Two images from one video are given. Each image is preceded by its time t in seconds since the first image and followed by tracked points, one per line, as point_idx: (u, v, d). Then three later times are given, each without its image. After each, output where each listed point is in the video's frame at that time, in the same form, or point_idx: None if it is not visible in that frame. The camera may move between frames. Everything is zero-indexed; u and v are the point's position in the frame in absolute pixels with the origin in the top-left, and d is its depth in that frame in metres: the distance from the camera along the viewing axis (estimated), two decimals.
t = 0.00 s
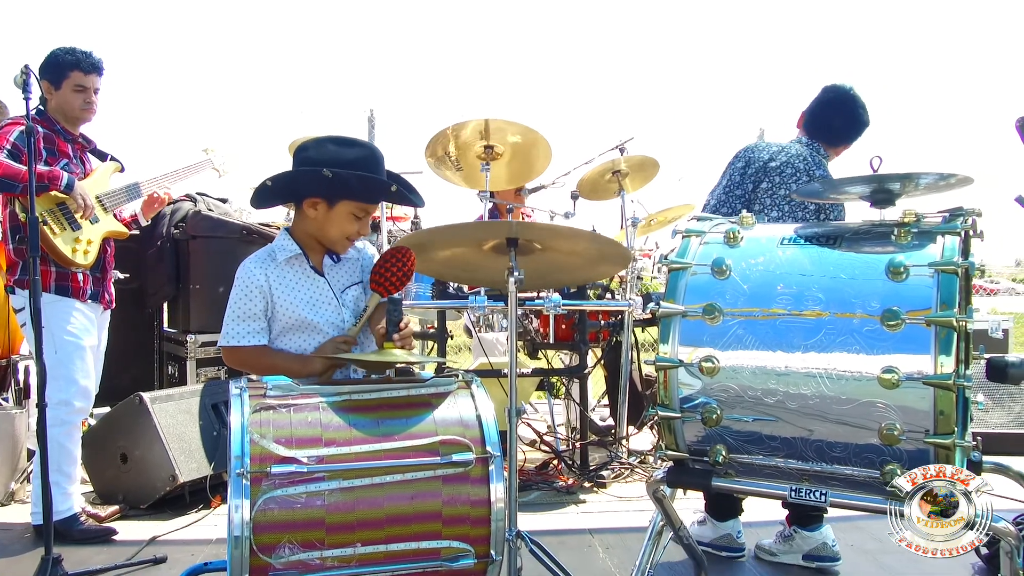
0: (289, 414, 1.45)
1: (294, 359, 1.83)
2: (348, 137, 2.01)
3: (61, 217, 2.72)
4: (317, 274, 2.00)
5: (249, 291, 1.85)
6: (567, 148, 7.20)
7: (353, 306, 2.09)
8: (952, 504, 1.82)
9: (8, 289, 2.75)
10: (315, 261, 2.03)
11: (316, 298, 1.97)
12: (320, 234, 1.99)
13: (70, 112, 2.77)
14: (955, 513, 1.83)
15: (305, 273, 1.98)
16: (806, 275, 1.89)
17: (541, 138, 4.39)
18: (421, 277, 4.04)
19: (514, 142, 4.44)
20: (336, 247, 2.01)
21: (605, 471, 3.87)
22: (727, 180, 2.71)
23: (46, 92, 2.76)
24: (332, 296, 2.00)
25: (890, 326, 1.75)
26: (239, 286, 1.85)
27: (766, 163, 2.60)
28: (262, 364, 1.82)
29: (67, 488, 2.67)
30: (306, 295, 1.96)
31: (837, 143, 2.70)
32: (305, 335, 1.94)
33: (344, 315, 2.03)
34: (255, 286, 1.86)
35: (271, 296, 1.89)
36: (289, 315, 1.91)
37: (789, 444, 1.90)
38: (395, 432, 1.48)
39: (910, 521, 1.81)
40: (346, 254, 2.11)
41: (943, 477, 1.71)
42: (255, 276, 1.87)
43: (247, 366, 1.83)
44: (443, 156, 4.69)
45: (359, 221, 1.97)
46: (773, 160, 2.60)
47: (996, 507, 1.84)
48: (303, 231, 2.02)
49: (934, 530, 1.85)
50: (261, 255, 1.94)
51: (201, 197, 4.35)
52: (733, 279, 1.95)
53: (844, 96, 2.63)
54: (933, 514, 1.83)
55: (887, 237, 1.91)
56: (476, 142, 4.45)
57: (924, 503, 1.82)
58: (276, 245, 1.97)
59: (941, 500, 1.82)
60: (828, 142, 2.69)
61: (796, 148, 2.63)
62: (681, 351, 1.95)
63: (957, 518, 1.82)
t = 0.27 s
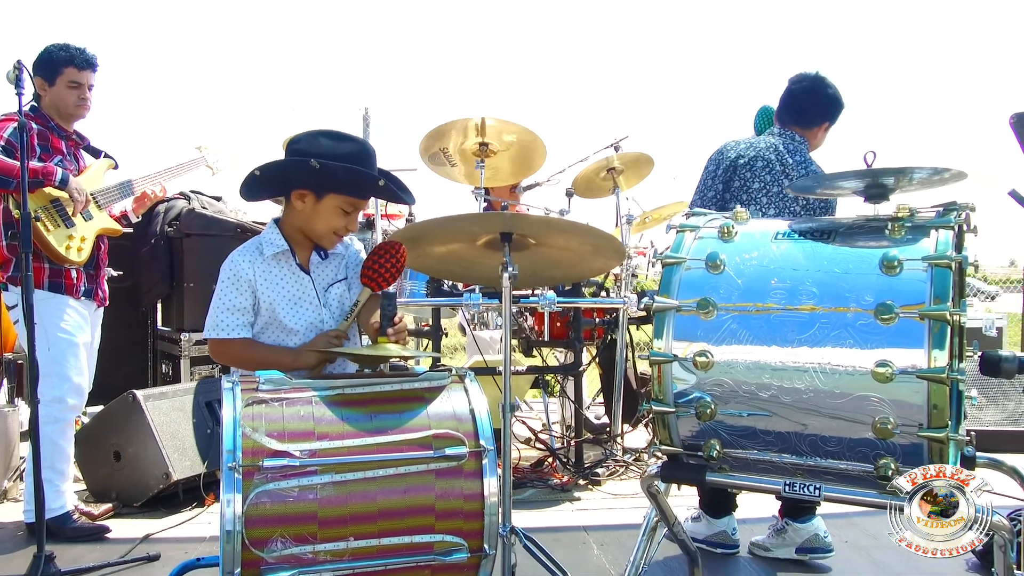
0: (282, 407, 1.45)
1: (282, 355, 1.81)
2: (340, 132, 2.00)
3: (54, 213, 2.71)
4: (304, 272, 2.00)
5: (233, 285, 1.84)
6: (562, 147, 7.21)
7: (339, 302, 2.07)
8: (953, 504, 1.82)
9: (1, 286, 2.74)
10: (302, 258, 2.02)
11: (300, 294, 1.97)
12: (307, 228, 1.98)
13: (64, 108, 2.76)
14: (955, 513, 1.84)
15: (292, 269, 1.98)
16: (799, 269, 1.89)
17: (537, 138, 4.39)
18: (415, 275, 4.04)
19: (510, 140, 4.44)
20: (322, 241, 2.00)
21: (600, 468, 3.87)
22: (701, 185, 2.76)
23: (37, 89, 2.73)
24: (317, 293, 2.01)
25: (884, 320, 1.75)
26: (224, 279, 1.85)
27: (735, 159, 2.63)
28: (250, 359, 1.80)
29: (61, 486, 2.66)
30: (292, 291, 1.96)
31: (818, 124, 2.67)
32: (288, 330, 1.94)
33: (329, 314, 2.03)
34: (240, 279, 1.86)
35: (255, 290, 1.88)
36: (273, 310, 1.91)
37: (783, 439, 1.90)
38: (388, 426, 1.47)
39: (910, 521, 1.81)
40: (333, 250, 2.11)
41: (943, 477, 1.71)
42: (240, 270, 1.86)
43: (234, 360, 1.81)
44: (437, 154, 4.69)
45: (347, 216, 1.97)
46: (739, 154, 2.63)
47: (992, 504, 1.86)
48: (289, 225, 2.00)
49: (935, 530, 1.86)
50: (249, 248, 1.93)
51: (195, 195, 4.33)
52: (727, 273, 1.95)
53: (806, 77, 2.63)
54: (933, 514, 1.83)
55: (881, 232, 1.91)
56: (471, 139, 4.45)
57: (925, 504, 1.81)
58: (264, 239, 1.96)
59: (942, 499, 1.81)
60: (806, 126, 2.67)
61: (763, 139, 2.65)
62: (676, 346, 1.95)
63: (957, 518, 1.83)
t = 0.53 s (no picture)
0: (276, 404, 1.45)
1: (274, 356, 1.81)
2: (333, 133, 1.99)
3: (48, 211, 2.70)
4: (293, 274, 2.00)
5: (224, 284, 1.84)
6: (557, 146, 7.21)
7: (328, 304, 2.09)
8: (953, 504, 1.82)
9: None
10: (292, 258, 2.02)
11: (288, 296, 1.98)
12: (298, 228, 1.97)
13: (59, 106, 2.75)
14: (955, 513, 1.84)
15: (282, 270, 1.98)
16: (793, 267, 1.90)
17: (533, 138, 4.40)
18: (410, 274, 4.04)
19: (505, 139, 4.45)
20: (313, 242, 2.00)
21: (595, 467, 3.87)
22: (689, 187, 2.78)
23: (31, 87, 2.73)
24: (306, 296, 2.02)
25: (877, 318, 1.76)
26: (216, 278, 1.84)
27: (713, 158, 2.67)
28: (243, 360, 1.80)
29: (54, 484, 2.65)
30: (281, 293, 1.97)
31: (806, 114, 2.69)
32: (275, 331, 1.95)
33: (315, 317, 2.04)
34: (231, 279, 1.85)
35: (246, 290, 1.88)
36: (262, 311, 1.92)
37: (777, 436, 1.91)
38: (382, 423, 1.47)
39: (910, 520, 1.82)
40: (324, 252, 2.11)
41: (943, 477, 1.71)
42: (231, 270, 1.86)
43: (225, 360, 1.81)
44: (432, 153, 4.69)
45: (338, 218, 1.96)
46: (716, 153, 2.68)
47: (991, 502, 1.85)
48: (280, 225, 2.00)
49: (935, 530, 1.87)
50: (240, 247, 1.93)
51: (189, 194, 4.32)
52: (721, 271, 1.96)
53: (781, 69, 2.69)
54: (934, 514, 1.83)
55: (874, 230, 1.92)
56: (466, 138, 4.45)
57: (925, 504, 1.80)
58: (255, 238, 1.95)
59: (942, 500, 1.80)
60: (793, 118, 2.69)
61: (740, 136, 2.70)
62: (670, 344, 1.96)
63: (957, 518, 1.83)
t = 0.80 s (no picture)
0: (277, 405, 1.44)
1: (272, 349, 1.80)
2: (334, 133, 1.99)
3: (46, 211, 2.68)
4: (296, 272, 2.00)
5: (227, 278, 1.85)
6: (555, 146, 7.21)
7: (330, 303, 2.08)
8: (953, 504, 1.83)
9: None
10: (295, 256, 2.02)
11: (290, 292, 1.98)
12: (299, 228, 1.97)
13: (57, 106, 2.74)
14: (955, 513, 1.85)
15: (285, 268, 1.98)
16: (793, 267, 1.91)
17: (529, 135, 4.39)
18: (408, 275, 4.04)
19: (502, 138, 4.44)
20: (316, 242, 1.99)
21: (592, 467, 3.87)
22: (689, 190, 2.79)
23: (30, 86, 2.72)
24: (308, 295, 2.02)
25: (877, 318, 1.76)
26: (219, 272, 1.86)
27: (702, 160, 2.74)
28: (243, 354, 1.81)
29: (51, 485, 2.64)
30: (284, 291, 1.97)
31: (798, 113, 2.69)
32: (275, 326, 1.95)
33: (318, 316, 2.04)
34: (232, 275, 1.86)
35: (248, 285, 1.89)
36: (263, 309, 1.92)
37: (777, 436, 1.91)
38: (384, 423, 1.47)
39: (910, 520, 1.83)
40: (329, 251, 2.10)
41: (943, 477, 1.72)
42: (234, 264, 1.88)
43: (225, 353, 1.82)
44: (430, 154, 4.69)
45: (337, 217, 1.94)
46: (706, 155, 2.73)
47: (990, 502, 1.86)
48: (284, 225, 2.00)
49: (936, 530, 1.88)
50: (245, 243, 1.95)
51: (186, 194, 4.31)
52: (721, 271, 1.96)
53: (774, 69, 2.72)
54: (933, 514, 1.84)
55: (874, 230, 1.92)
56: (464, 138, 4.45)
57: (925, 505, 1.81)
58: (259, 235, 1.96)
59: (942, 500, 1.82)
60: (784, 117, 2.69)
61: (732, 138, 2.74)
62: (670, 344, 1.96)
63: (957, 519, 1.84)
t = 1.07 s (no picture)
0: (274, 406, 1.44)
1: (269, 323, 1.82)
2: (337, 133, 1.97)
3: (41, 211, 2.68)
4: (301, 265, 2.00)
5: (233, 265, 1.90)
6: (552, 146, 7.22)
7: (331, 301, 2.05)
8: (953, 504, 1.83)
9: None
10: (302, 249, 2.02)
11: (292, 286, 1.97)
12: (300, 225, 1.99)
13: (54, 106, 2.73)
14: (955, 513, 1.86)
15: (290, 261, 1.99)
16: (789, 268, 1.91)
17: (528, 138, 4.38)
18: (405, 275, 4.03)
19: (499, 139, 4.44)
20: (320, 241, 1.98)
21: (589, 467, 3.88)
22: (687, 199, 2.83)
23: (25, 87, 2.71)
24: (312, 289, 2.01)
25: (874, 319, 1.77)
26: (228, 257, 1.92)
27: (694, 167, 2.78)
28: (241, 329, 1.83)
29: (47, 486, 2.63)
30: (287, 284, 1.97)
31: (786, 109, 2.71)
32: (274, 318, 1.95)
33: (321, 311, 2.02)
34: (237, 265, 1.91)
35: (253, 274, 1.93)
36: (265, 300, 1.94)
37: (774, 437, 1.91)
38: (382, 424, 1.47)
39: (910, 520, 1.81)
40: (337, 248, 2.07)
41: (943, 477, 1.71)
42: (243, 251, 1.93)
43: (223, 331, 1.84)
44: (427, 154, 4.69)
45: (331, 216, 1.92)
46: (695, 158, 2.78)
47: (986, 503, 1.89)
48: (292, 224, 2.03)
49: (936, 530, 1.87)
50: (255, 234, 1.99)
51: (183, 194, 4.30)
52: (718, 272, 1.97)
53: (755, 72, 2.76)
54: (933, 514, 1.83)
55: (870, 231, 1.93)
56: (460, 138, 4.45)
57: (926, 504, 1.80)
58: (269, 228, 2.00)
59: (942, 500, 1.82)
60: (771, 115, 2.72)
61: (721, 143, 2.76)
62: (667, 344, 1.97)
63: (957, 519, 1.85)
